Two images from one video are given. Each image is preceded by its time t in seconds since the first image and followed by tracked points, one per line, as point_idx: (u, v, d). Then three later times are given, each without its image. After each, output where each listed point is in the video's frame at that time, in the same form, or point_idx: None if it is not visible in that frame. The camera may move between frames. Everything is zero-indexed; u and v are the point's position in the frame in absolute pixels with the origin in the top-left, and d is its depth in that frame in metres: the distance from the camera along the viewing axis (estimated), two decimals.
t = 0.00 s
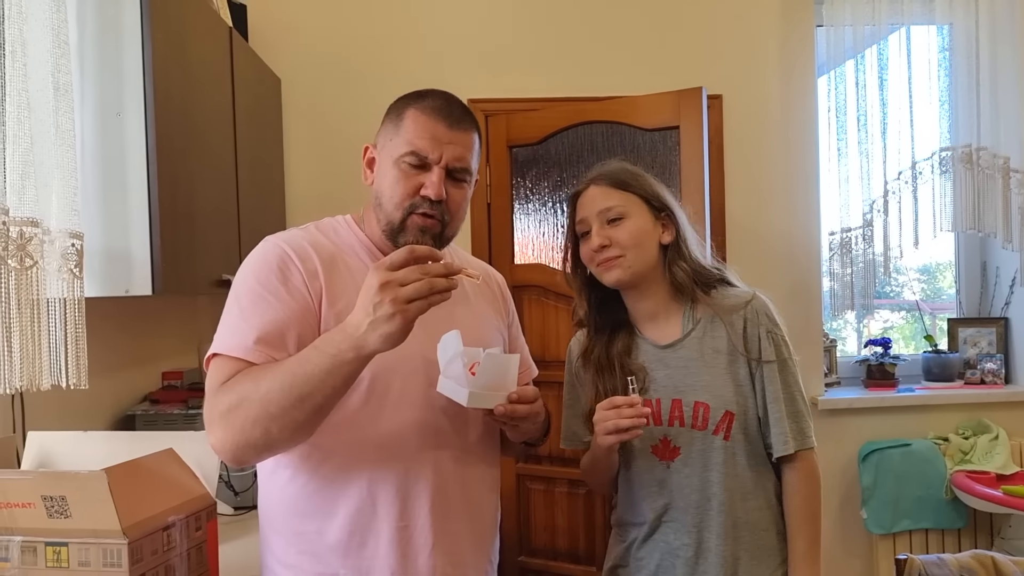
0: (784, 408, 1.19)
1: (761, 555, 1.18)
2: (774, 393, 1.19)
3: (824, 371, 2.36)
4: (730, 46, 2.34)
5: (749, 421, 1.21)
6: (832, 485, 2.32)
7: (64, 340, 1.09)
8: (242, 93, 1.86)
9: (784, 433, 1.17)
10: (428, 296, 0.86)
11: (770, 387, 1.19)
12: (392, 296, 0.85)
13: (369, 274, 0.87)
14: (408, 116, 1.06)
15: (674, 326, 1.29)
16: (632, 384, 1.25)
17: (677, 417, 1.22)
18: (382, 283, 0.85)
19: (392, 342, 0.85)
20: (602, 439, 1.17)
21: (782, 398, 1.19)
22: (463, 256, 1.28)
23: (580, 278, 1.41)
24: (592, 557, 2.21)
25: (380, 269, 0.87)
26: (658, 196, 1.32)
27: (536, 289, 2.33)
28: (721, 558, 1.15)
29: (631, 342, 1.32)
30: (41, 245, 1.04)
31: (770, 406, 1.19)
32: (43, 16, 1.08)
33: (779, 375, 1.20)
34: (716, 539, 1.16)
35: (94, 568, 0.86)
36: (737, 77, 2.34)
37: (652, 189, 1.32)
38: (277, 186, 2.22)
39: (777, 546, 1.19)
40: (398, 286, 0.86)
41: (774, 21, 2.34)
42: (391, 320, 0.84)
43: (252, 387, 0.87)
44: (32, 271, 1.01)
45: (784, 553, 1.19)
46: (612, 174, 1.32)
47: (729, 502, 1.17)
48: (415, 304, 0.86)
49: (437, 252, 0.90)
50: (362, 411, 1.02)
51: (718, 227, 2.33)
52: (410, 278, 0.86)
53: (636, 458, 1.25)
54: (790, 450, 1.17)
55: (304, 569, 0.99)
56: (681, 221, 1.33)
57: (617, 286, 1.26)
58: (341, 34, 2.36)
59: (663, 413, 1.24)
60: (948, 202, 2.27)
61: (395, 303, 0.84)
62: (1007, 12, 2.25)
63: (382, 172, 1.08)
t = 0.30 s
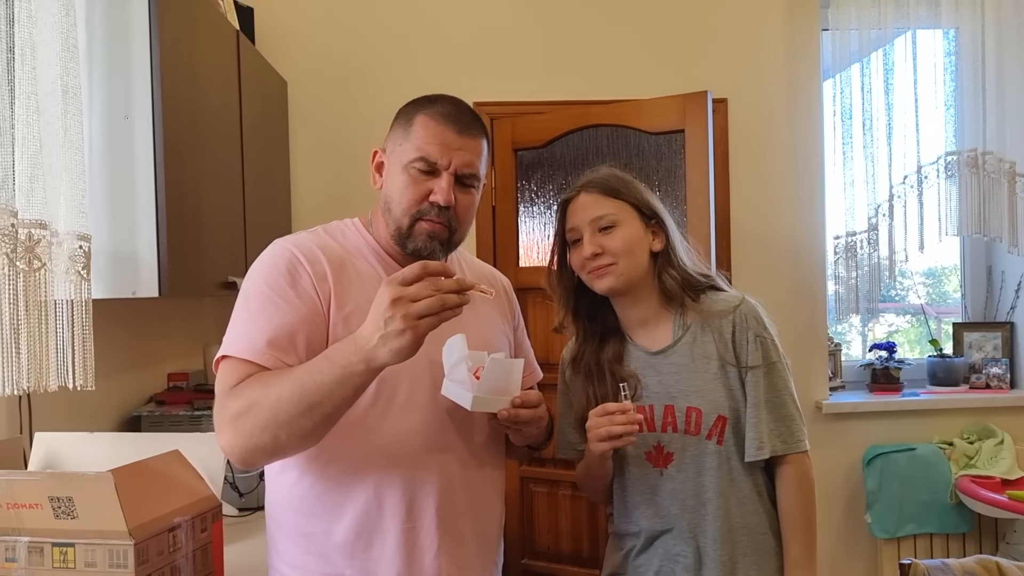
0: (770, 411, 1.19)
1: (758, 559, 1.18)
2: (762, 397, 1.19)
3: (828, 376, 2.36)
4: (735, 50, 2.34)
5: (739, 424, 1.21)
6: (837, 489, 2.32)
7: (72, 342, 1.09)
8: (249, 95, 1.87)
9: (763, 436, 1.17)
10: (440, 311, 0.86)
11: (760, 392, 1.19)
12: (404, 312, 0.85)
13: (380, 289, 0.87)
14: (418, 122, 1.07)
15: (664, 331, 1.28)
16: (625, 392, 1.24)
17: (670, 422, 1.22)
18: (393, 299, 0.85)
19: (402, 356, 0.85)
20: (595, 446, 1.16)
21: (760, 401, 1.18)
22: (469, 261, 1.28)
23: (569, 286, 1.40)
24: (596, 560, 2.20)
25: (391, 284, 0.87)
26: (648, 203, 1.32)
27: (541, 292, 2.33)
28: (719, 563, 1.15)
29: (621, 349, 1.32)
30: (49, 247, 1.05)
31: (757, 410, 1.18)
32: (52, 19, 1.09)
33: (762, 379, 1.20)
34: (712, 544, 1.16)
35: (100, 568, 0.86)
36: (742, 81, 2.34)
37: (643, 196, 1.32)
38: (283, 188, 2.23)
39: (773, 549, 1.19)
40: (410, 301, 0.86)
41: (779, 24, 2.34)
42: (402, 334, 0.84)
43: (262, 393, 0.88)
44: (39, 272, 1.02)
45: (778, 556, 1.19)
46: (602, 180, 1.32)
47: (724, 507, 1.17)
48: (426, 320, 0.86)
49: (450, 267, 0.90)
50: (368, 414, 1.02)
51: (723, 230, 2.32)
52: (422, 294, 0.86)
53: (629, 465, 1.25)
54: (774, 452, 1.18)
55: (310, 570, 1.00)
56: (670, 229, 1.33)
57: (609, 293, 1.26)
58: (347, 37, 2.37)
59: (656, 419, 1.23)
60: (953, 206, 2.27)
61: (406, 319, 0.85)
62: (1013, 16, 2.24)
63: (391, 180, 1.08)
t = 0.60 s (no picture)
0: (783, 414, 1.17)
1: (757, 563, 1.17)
2: (772, 399, 1.18)
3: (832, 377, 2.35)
4: (740, 49, 2.33)
5: (744, 428, 1.20)
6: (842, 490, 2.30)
7: (73, 339, 1.09)
8: (251, 94, 1.86)
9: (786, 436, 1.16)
10: (504, 324, 0.90)
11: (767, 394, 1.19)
12: (471, 323, 0.88)
13: (449, 300, 0.91)
14: (435, 124, 1.07)
15: (669, 332, 1.27)
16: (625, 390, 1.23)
17: (671, 422, 1.21)
18: (461, 310, 0.88)
19: (464, 365, 0.88)
20: (591, 439, 1.17)
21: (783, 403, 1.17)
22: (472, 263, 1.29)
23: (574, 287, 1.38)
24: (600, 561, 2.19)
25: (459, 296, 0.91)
26: (656, 203, 1.29)
27: (545, 293, 2.32)
28: (716, 566, 1.14)
29: (624, 347, 1.31)
30: (49, 244, 1.04)
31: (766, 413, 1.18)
32: (54, 16, 1.08)
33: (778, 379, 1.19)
34: (709, 547, 1.15)
35: (100, 568, 0.86)
36: (746, 81, 2.33)
37: (651, 196, 1.30)
38: (286, 187, 2.22)
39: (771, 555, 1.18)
40: (476, 314, 0.89)
41: (785, 24, 2.33)
42: (468, 344, 0.88)
43: (313, 390, 0.88)
44: (40, 269, 1.01)
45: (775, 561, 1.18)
46: (610, 178, 1.30)
47: (723, 510, 1.16)
48: (491, 331, 0.89)
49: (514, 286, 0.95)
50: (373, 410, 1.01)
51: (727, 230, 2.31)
52: (488, 307, 0.90)
53: (627, 463, 1.23)
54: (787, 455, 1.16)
55: (315, 565, 0.99)
56: (678, 230, 1.32)
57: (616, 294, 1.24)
58: (351, 36, 2.36)
59: (657, 419, 1.22)
60: (959, 207, 2.26)
61: (473, 329, 0.88)
62: (1019, 16, 2.23)
63: (405, 178, 1.08)
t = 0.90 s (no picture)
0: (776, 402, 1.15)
1: (752, 558, 1.14)
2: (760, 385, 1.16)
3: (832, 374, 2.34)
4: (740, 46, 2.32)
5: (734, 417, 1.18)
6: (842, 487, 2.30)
7: (66, 336, 1.08)
8: (249, 90, 1.85)
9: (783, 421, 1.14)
10: (527, 322, 0.91)
11: (754, 383, 1.17)
12: (496, 320, 0.89)
13: (473, 299, 0.91)
14: (438, 124, 1.07)
15: (676, 323, 1.26)
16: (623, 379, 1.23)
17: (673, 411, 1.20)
18: (486, 309, 0.89)
19: (489, 362, 0.89)
20: (582, 422, 1.17)
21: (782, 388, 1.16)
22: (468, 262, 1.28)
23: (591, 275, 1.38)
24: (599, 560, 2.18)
25: (483, 295, 0.91)
26: (674, 195, 1.29)
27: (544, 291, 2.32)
28: (711, 557, 1.13)
29: (631, 337, 1.30)
30: (43, 240, 1.03)
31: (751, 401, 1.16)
32: (47, 10, 1.07)
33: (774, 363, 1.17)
34: (707, 537, 1.14)
35: (93, 566, 0.85)
36: (747, 77, 2.32)
37: (670, 188, 1.29)
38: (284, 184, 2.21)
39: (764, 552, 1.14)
40: (501, 311, 0.90)
41: (785, 20, 2.32)
42: (492, 341, 0.89)
43: (336, 384, 0.88)
44: (33, 265, 1.00)
45: (771, 557, 1.14)
46: (629, 169, 1.29)
47: (717, 499, 1.15)
48: (515, 329, 0.90)
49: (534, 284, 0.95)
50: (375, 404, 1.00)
51: (728, 227, 2.30)
52: (512, 305, 0.90)
53: (627, 452, 1.22)
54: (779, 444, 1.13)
55: (325, 558, 0.97)
56: (695, 224, 1.31)
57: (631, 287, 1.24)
58: (349, 33, 2.35)
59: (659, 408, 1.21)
60: (959, 204, 2.25)
61: (497, 327, 0.89)
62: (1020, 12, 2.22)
63: (410, 178, 1.08)
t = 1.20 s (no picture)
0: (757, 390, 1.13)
1: (741, 549, 1.14)
2: (740, 373, 1.15)
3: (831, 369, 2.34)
4: (739, 41, 2.32)
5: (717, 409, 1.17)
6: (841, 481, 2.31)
7: (68, 331, 1.08)
8: (248, 85, 1.85)
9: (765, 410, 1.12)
10: (537, 317, 0.92)
11: (734, 372, 1.16)
12: (507, 315, 0.90)
13: (485, 293, 0.92)
14: (440, 122, 1.07)
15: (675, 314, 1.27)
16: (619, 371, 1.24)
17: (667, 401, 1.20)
18: (498, 303, 0.90)
19: (500, 355, 0.90)
20: (578, 407, 1.20)
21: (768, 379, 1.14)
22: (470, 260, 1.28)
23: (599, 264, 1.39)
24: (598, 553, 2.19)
25: (495, 290, 0.92)
26: (681, 188, 1.29)
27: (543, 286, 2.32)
28: (702, 547, 1.13)
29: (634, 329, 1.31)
30: (43, 235, 1.03)
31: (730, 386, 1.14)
32: (46, 4, 1.07)
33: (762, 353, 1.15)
34: (699, 527, 1.14)
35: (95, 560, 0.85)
36: (747, 72, 2.32)
37: (676, 181, 1.30)
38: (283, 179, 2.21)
39: (751, 543, 1.14)
40: (512, 306, 0.91)
41: (785, 15, 2.31)
42: (502, 335, 0.89)
43: (350, 374, 0.88)
44: (34, 261, 1.00)
45: (759, 549, 1.14)
46: (635, 163, 1.29)
47: (710, 489, 1.15)
48: (526, 323, 0.91)
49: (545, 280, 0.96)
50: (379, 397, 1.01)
51: (727, 222, 2.30)
52: (523, 300, 0.91)
53: (624, 442, 1.23)
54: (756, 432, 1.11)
55: (335, 547, 0.98)
56: (701, 217, 1.31)
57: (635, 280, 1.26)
58: (349, 27, 2.35)
59: (654, 398, 1.22)
60: (958, 199, 2.25)
61: (509, 322, 0.90)
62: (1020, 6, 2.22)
63: (413, 176, 1.08)
